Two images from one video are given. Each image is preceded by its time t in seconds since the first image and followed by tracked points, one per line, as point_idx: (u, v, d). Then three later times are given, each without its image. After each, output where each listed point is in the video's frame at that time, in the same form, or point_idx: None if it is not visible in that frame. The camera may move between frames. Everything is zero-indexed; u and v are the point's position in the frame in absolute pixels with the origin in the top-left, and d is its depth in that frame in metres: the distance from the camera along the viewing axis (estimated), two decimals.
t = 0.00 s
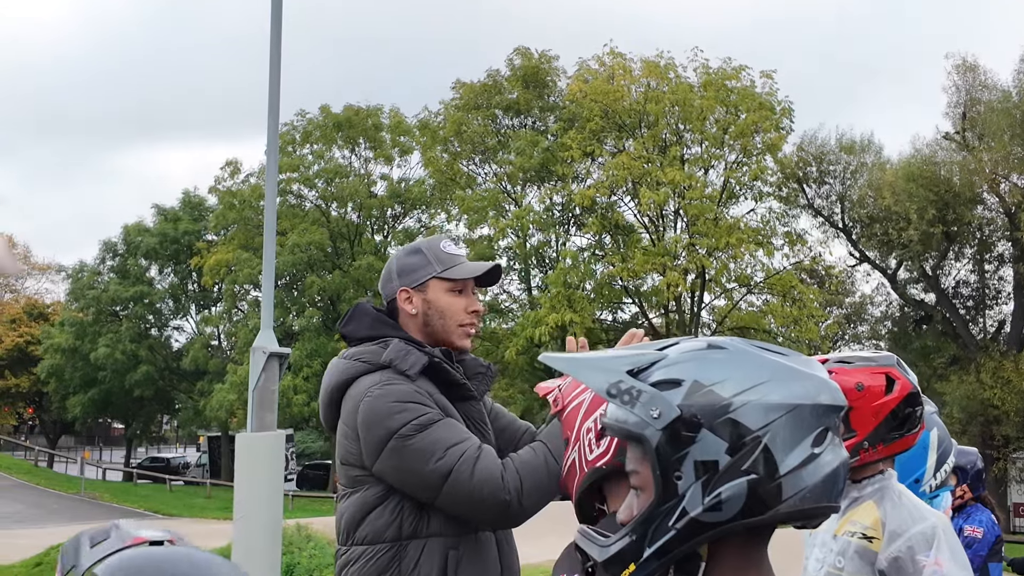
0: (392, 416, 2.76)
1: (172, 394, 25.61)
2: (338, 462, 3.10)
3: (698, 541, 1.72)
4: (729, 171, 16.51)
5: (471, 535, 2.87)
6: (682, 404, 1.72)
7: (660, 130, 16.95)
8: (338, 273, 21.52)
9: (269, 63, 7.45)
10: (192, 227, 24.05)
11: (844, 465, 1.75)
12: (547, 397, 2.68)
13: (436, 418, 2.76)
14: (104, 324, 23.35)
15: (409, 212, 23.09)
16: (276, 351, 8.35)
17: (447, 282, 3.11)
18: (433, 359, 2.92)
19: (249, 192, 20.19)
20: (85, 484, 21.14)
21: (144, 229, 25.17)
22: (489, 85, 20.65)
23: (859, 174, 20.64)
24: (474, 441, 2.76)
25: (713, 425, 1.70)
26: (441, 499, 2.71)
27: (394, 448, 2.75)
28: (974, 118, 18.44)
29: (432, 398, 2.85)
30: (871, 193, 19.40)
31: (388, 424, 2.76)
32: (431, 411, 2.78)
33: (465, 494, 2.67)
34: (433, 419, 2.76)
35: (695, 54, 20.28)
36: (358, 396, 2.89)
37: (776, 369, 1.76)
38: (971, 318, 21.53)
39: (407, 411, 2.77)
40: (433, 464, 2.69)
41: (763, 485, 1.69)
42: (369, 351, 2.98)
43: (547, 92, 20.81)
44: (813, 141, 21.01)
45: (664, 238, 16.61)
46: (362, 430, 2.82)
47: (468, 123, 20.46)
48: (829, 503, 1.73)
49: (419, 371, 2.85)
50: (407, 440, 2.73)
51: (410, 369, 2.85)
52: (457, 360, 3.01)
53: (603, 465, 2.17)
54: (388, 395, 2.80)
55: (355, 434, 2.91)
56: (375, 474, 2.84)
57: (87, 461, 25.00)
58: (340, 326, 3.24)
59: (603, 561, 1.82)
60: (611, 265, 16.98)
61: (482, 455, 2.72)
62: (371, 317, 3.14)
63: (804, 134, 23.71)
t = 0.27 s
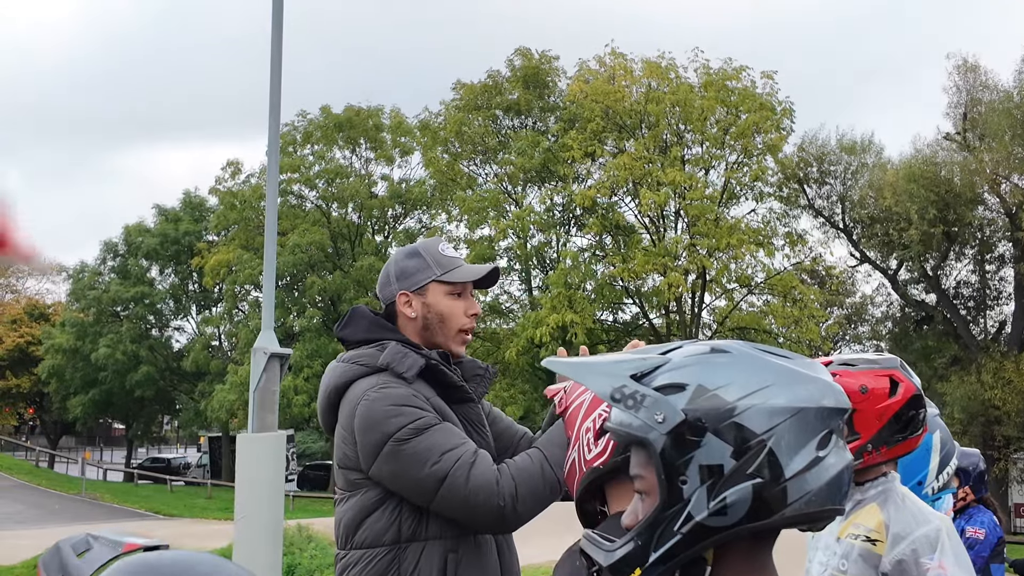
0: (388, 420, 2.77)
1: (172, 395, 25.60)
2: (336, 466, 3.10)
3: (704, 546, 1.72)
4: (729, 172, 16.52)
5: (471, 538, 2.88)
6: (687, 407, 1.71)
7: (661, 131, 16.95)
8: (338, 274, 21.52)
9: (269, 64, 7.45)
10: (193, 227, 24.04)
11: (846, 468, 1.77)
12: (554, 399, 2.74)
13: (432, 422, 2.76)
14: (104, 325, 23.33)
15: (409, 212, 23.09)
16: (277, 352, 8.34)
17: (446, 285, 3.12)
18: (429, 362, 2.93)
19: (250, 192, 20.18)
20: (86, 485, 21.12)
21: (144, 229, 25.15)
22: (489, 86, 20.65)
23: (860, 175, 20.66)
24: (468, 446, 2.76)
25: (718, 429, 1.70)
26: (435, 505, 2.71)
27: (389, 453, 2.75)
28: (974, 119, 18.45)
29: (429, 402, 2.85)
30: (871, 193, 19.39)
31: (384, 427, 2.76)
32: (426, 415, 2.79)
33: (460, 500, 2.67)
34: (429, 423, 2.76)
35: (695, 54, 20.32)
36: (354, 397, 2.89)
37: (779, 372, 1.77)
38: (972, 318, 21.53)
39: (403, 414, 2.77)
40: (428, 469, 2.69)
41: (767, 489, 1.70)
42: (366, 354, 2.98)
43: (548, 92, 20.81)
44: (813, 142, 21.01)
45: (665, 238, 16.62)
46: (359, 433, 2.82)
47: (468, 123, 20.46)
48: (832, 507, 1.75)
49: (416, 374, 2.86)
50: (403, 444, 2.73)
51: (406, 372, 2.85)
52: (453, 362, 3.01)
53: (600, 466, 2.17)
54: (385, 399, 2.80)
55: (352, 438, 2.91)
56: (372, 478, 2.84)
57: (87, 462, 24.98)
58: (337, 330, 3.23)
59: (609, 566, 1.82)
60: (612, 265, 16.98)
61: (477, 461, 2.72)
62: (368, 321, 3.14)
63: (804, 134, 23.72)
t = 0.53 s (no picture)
0: (386, 419, 2.77)
1: (172, 395, 25.59)
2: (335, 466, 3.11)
3: (707, 544, 1.73)
4: (729, 172, 16.53)
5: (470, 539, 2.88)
6: (691, 406, 1.72)
7: (661, 131, 16.97)
8: (338, 274, 21.52)
9: (269, 64, 7.45)
10: (192, 228, 24.02)
11: (851, 467, 1.77)
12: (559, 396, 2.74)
13: (430, 422, 2.76)
14: (104, 325, 23.31)
15: (409, 213, 23.09)
16: (276, 353, 8.33)
17: (446, 285, 3.12)
18: (428, 361, 2.93)
19: (250, 193, 20.18)
20: (85, 485, 21.09)
21: (144, 230, 25.13)
22: (489, 86, 20.65)
23: (860, 175, 20.67)
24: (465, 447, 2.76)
25: (721, 427, 1.70)
26: (431, 505, 2.71)
27: (386, 452, 2.75)
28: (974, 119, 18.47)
29: (427, 401, 2.85)
30: (871, 194, 19.41)
31: (381, 426, 2.76)
32: (424, 414, 2.78)
33: (456, 501, 2.67)
34: (427, 423, 2.76)
35: (695, 55, 20.34)
36: (353, 396, 2.89)
37: (783, 371, 1.77)
38: (971, 319, 21.55)
39: (401, 413, 2.76)
40: (425, 469, 2.69)
41: (771, 487, 1.70)
42: (365, 352, 2.99)
43: (547, 93, 20.80)
44: (813, 142, 21.03)
45: (665, 239, 16.63)
46: (357, 431, 2.82)
47: (468, 124, 20.46)
48: (836, 506, 1.75)
49: (415, 373, 2.86)
50: (401, 443, 2.73)
51: (405, 371, 2.85)
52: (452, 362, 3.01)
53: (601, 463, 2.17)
54: (383, 398, 2.80)
55: (350, 437, 2.91)
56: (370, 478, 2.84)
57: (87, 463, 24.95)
58: (337, 330, 3.23)
59: (612, 566, 1.83)
60: (611, 266, 16.98)
61: (473, 462, 2.71)
62: (368, 321, 3.14)
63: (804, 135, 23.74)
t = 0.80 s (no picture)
0: (389, 416, 2.76)
1: (171, 395, 25.57)
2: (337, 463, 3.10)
3: (716, 542, 1.77)
4: (728, 173, 16.55)
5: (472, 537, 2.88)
6: (698, 405, 1.76)
7: (660, 132, 16.96)
8: (337, 275, 21.50)
9: (269, 64, 7.45)
10: (191, 228, 24.00)
11: (859, 464, 1.80)
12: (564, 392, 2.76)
13: (433, 419, 2.76)
14: (103, 326, 23.31)
15: (408, 213, 23.09)
16: (276, 353, 8.33)
17: (449, 284, 3.11)
18: (432, 358, 2.93)
19: (249, 193, 20.18)
20: (84, 486, 21.06)
21: (142, 230, 25.10)
22: (488, 87, 20.67)
23: (859, 176, 20.68)
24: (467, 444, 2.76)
25: (730, 426, 1.74)
26: (433, 502, 2.70)
27: (389, 449, 2.75)
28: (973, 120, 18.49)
29: (430, 398, 2.85)
30: (870, 194, 19.44)
31: (385, 423, 2.76)
32: (427, 411, 2.79)
33: (458, 499, 2.67)
34: (430, 419, 2.76)
35: (695, 56, 20.35)
36: (357, 392, 2.89)
37: (791, 370, 1.82)
38: (970, 319, 21.57)
39: (404, 411, 2.76)
40: (428, 467, 2.69)
41: (781, 486, 1.73)
42: (368, 351, 2.98)
43: (546, 93, 20.79)
44: (812, 143, 21.05)
45: (664, 239, 16.64)
46: (360, 428, 2.82)
47: (467, 124, 20.45)
48: (843, 504, 1.77)
49: (418, 370, 2.86)
50: (404, 440, 2.74)
51: (409, 368, 2.85)
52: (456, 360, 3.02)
53: (607, 462, 2.25)
54: (387, 395, 2.80)
55: (354, 434, 2.91)
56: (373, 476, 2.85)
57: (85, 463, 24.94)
58: (340, 328, 3.23)
59: (620, 564, 1.87)
60: (611, 266, 16.98)
61: (475, 459, 2.71)
62: (371, 319, 3.14)
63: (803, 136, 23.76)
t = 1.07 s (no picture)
0: (392, 413, 2.76)
1: (171, 396, 25.56)
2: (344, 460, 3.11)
3: (729, 538, 1.86)
4: (729, 173, 16.54)
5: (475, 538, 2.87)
6: (712, 401, 1.86)
7: (660, 132, 16.98)
8: (337, 274, 21.49)
9: (271, 64, 7.46)
10: (191, 228, 23.97)
11: (871, 461, 1.90)
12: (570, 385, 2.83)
13: (435, 417, 2.76)
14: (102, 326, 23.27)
15: (408, 213, 23.09)
16: (277, 352, 8.33)
17: (453, 284, 3.11)
18: (439, 355, 2.93)
19: (249, 193, 20.18)
20: (84, 486, 21.05)
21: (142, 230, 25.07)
22: (489, 87, 20.67)
23: (859, 176, 20.68)
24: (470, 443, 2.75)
25: (742, 421, 1.84)
26: (435, 501, 2.70)
27: (393, 446, 2.75)
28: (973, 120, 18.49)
29: (434, 395, 2.85)
30: (871, 194, 19.45)
31: (389, 420, 2.76)
32: (431, 409, 2.78)
33: (460, 498, 2.66)
34: (432, 417, 2.75)
35: (695, 56, 20.34)
36: (363, 387, 2.89)
37: (805, 367, 1.91)
38: (971, 319, 21.56)
39: (409, 407, 2.76)
40: (428, 464, 2.69)
41: (793, 483, 1.84)
42: (375, 347, 2.98)
43: (547, 93, 20.80)
44: (812, 143, 21.05)
45: (664, 239, 16.65)
46: (364, 424, 2.82)
47: (468, 124, 20.43)
48: (857, 499, 1.88)
49: (424, 367, 2.86)
50: (405, 437, 2.73)
51: (415, 365, 2.85)
52: (463, 358, 3.03)
53: (616, 459, 2.42)
54: (390, 392, 2.80)
55: (359, 431, 2.91)
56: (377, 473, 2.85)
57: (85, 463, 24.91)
58: (347, 324, 3.24)
59: (632, 560, 1.96)
60: (611, 266, 16.97)
61: (478, 459, 2.71)
62: (378, 316, 3.15)
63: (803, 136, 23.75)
